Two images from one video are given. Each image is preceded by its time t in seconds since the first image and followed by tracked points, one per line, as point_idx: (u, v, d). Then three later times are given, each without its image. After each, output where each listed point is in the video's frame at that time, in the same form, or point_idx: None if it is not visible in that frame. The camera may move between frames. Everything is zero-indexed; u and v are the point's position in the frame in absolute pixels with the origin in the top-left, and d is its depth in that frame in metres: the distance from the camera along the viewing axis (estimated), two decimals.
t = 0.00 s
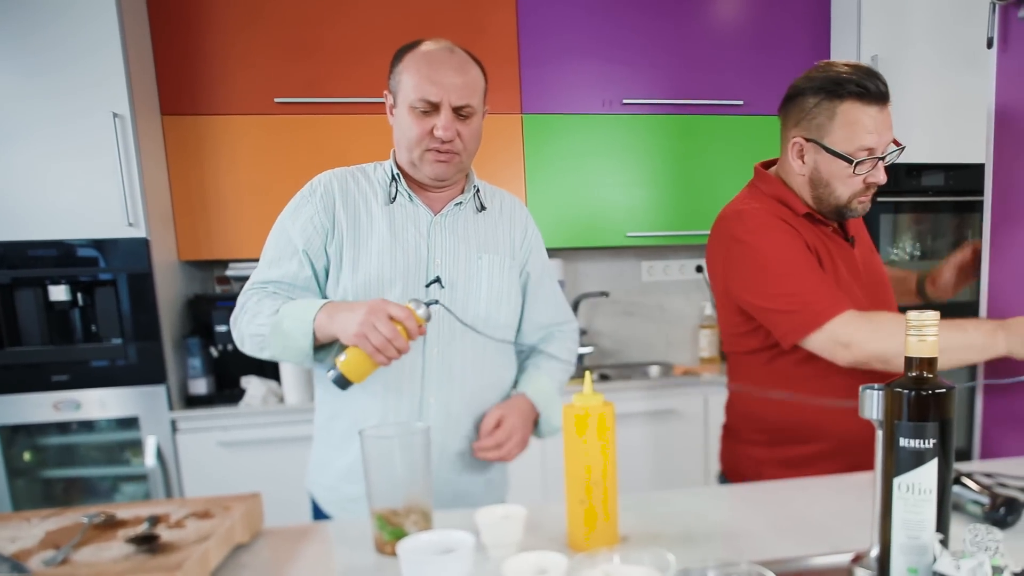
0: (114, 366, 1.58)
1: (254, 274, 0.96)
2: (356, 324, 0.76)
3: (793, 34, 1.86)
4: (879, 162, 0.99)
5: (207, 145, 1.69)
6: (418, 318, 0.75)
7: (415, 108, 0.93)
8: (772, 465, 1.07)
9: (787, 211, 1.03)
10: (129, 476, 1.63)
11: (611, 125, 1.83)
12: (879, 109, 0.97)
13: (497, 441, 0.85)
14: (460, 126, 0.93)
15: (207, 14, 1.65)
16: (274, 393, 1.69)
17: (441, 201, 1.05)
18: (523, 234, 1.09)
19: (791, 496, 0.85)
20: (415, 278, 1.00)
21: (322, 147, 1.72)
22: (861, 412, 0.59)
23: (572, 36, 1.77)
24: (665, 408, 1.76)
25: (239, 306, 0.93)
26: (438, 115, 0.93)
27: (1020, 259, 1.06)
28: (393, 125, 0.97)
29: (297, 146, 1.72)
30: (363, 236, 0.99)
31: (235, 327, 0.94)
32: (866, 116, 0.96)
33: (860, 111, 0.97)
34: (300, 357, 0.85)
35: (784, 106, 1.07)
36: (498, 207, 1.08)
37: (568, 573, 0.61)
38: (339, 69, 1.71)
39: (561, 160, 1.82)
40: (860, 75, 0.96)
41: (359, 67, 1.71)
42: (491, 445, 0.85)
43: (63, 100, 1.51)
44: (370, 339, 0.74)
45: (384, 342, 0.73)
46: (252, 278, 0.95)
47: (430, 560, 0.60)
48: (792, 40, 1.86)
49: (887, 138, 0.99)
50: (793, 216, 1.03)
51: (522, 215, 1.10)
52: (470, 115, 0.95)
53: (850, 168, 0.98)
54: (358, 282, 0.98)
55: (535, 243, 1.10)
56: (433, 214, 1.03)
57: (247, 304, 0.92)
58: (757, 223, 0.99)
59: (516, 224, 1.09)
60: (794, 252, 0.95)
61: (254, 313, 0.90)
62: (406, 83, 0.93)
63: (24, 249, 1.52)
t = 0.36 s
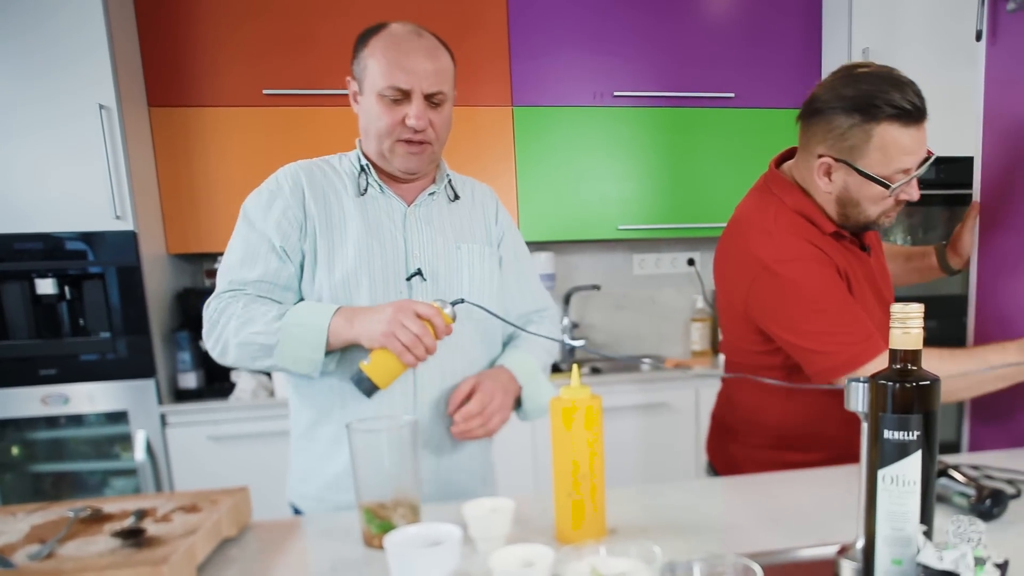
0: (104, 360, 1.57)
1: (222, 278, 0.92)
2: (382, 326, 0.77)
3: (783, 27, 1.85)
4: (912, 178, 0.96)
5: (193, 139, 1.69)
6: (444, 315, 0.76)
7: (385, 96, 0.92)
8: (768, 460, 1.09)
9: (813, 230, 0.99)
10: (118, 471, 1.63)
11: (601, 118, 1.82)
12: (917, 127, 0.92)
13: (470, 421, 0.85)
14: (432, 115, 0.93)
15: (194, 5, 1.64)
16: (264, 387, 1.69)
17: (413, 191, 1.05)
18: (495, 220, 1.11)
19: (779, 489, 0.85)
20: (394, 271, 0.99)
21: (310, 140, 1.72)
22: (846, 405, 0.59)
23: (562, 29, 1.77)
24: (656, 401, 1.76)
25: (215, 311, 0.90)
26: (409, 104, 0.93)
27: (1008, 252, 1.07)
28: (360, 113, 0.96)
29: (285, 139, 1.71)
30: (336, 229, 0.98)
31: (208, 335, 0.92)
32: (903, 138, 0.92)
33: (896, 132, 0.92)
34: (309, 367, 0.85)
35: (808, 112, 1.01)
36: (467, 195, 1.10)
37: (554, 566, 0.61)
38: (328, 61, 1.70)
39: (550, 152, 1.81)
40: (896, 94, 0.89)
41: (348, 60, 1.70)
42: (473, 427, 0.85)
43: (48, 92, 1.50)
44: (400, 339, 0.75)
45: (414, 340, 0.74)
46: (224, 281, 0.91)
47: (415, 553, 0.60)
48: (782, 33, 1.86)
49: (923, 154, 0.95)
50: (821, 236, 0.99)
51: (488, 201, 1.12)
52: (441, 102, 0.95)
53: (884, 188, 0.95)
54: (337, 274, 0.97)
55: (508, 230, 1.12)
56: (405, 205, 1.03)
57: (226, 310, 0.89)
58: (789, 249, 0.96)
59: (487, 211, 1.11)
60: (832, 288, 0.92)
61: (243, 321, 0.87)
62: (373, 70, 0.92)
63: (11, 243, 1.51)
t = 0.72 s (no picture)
0: (93, 358, 1.57)
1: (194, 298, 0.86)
2: (406, 352, 0.76)
3: (772, 24, 1.86)
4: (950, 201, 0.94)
5: (182, 136, 1.68)
6: (466, 329, 0.78)
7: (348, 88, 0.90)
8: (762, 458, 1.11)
9: (837, 247, 0.97)
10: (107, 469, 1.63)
11: (590, 115, 1.82)
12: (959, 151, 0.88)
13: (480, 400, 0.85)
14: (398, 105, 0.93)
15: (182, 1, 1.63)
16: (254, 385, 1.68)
17: (376, 185, 1.05)
18: (462, 209, 1.13)
19: (765, 486, 0.86)
20: (369, 274, 1.00)
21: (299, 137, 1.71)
22: (830, 403, 0.59)
23: (552, 26, 1.76)
24: (647, 398, 1.77)
25: (200, 336, 0.85)
26: (374, 95, 0.92)
27: (992, 249, 1.07)
28: (316, 107, 0.93)
29: (273, 137, 1.70)
30: (300, 228, 0.96)
31: (189, 361, 0.87)
32: (946, 166, 0.87)
33: (939, 161, 0.87)
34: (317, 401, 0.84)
35: (839, 136, 0.95)
36: (431, 184, 1.11)
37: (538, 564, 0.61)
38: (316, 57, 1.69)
39: (540, 151, 1.81)
40: (940, 123, 0.84)
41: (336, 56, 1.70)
42: (484, 408, 0.85)
43: (34, 88, 1.49)
44: (430, 363, 0.75)
45: (444, 362, 0.75)
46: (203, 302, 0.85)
47: (399, 553, 0.60)
48: (772, 30, 1.86)
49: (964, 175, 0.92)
50: (845, 254, 0.97)
51: (451, 187, 1.14)
52: (403, 90, 0.95)
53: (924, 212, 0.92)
54: (308, 273, 0.96)
55: (476, 219, 1.14)
56: (371, 201, 1.02)
57: (213, 335, 0.84)
58: (818, 270, 0.93)
59: (453, 198, 1.13)
60: (860, 311, 0.90)
61: (241, 349, 0.83)
62: (332, 62, 0.89)
63: None
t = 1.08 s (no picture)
0: (65, 368, 1.56)
1: (188, 305, 0.85)
2: (405, 356, 0.75)
3: (744, 27, 1.88)
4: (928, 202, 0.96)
5: (153, 143, 1.67)
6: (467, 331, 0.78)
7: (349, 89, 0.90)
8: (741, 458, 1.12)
9: (817, 249, 0.98)
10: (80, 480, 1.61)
11: (565, 119, 1.83)
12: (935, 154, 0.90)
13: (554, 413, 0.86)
14: (401, 107, 0.93)
15: (152, 7, 1.63)
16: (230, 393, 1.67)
17: (376, 189, 1.04)
18: (465, 211, 1.12)
19: (734, 487, 0.86)
20: (369, 283, 0.99)
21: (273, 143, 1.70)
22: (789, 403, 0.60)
23: (525, 30, 1.77)
24: (623, 401, 1.78)
25: (195, 345, 0.83)
26: (377, 97, 0.92)
27: (957, 248, 1.09)
28: (318, 112, 0.93)
29: (246, 143, 1.69)
30: (296, 234, 0.96)
31: (184, 370, 0.85)
32: (923, 170, 0.89)
33: (916, 166, 0.89)
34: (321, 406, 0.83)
35: (817, 141, 0.96)
36: (432, 187, 1.10)
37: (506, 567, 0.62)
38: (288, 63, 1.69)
39: (521, 155, 1.82)
40: (917, 129, 0.86)
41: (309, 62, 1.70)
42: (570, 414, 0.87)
43: None
44: (430, 366, 0.75)
45: (444, 365, 0.75)
46: (199, 308, 0.84)
47: (367, 560, 0.60)
48: (744, 33, 1.88)
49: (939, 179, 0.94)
50: (824, 255, 0.98)
51: (454, 189, 1.13)
52: (405, 91, 0.94)
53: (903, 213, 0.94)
54: (307, 279, 0.95)
55: (478, 218, 1.13)
56: (371, 206, 1.02)
57: (208, 343, 0.83)
58: (798, 271, 0.94)
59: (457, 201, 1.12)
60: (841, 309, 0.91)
61: (239, 357, 0.82)
62: (333, 65, 0.89)
63: None
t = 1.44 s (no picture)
0: (21, 386, 1.53)
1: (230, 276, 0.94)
2: (403, 329, 0.76)
3: (702, 36, 1.91)
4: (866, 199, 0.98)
5: (113, 155, 1.68)
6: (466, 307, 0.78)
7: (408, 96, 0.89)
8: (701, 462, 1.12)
9: (767, 245, 1.01)
10: (36, 500, 1.58)
11: (526, 128, 1.85)
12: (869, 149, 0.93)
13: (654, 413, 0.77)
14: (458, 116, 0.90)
15: (111, 21, 1.64)
16: (187, 408, 1.68)
17: (426, 196, 1.03)
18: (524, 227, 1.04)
19: (690, 491, 0.87)
20: (393, 286, 1.00)
21: (236, 154, 1.73)
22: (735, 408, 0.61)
23: (486, 41, 1.79)
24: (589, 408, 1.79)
25: (225, 311, 0.90)
26: (433, 105, 0.89)
27: (906, 250, 1.11)
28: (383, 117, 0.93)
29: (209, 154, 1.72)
30: (339, 229, 0.99)
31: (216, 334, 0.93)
32: (857, 163, 0.92)
33: (851, 158, 0.92)
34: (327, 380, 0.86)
35: (758, 138, 1.00)
36: (492, 201, 1.06)
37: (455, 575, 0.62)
38: (249, 75, 1.71)
39: (495, 161, 1.84)
40: (851, 122, 0.90)
41: (270, 74, 1.72)
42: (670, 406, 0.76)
43: None
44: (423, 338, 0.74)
45: (439, 336, 0.75)
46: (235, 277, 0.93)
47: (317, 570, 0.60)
48: (702, 42, 1.91)
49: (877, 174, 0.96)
50: (770, 250, 1.01)
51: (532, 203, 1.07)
52: (465, 100, 0.91)
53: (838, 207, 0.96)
54: (338, 274, 0.98)
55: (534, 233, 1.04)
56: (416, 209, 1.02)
57: (236, 311, 0.90)
58: (742, 264, 0.97)
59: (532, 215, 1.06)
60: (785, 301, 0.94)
61: (252, 323, 0.87)
62: (395, 72, 0.89)
63: None
